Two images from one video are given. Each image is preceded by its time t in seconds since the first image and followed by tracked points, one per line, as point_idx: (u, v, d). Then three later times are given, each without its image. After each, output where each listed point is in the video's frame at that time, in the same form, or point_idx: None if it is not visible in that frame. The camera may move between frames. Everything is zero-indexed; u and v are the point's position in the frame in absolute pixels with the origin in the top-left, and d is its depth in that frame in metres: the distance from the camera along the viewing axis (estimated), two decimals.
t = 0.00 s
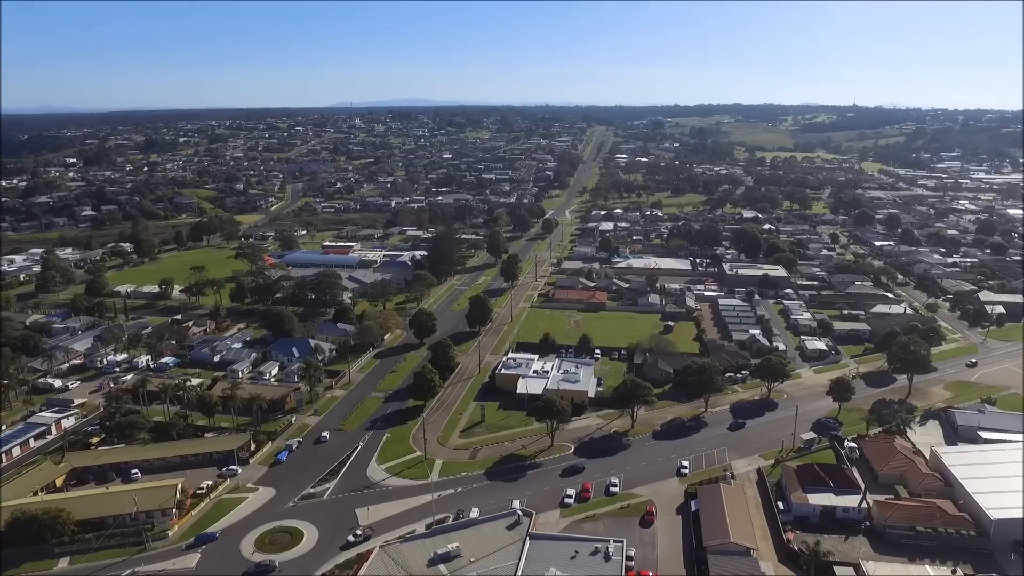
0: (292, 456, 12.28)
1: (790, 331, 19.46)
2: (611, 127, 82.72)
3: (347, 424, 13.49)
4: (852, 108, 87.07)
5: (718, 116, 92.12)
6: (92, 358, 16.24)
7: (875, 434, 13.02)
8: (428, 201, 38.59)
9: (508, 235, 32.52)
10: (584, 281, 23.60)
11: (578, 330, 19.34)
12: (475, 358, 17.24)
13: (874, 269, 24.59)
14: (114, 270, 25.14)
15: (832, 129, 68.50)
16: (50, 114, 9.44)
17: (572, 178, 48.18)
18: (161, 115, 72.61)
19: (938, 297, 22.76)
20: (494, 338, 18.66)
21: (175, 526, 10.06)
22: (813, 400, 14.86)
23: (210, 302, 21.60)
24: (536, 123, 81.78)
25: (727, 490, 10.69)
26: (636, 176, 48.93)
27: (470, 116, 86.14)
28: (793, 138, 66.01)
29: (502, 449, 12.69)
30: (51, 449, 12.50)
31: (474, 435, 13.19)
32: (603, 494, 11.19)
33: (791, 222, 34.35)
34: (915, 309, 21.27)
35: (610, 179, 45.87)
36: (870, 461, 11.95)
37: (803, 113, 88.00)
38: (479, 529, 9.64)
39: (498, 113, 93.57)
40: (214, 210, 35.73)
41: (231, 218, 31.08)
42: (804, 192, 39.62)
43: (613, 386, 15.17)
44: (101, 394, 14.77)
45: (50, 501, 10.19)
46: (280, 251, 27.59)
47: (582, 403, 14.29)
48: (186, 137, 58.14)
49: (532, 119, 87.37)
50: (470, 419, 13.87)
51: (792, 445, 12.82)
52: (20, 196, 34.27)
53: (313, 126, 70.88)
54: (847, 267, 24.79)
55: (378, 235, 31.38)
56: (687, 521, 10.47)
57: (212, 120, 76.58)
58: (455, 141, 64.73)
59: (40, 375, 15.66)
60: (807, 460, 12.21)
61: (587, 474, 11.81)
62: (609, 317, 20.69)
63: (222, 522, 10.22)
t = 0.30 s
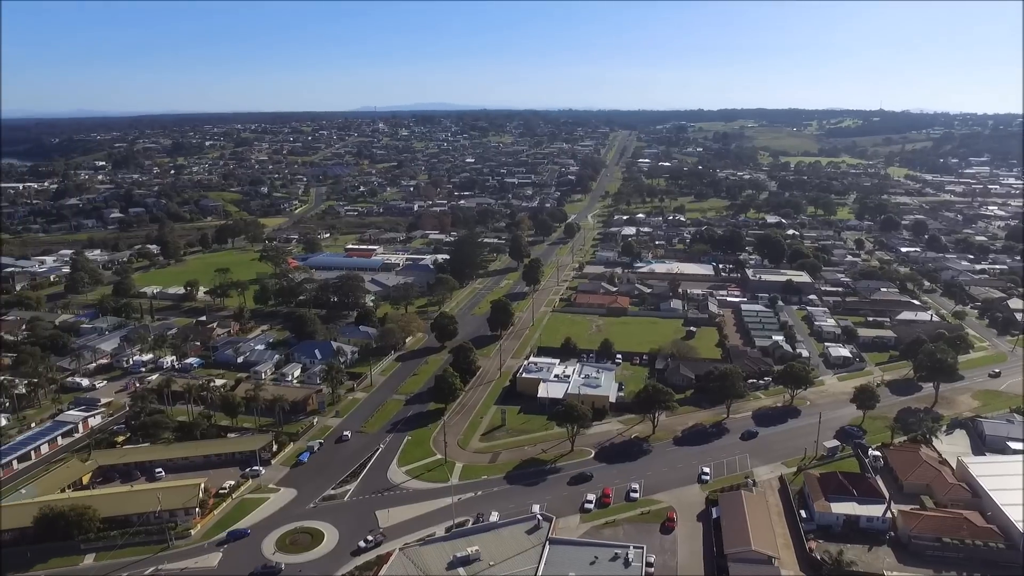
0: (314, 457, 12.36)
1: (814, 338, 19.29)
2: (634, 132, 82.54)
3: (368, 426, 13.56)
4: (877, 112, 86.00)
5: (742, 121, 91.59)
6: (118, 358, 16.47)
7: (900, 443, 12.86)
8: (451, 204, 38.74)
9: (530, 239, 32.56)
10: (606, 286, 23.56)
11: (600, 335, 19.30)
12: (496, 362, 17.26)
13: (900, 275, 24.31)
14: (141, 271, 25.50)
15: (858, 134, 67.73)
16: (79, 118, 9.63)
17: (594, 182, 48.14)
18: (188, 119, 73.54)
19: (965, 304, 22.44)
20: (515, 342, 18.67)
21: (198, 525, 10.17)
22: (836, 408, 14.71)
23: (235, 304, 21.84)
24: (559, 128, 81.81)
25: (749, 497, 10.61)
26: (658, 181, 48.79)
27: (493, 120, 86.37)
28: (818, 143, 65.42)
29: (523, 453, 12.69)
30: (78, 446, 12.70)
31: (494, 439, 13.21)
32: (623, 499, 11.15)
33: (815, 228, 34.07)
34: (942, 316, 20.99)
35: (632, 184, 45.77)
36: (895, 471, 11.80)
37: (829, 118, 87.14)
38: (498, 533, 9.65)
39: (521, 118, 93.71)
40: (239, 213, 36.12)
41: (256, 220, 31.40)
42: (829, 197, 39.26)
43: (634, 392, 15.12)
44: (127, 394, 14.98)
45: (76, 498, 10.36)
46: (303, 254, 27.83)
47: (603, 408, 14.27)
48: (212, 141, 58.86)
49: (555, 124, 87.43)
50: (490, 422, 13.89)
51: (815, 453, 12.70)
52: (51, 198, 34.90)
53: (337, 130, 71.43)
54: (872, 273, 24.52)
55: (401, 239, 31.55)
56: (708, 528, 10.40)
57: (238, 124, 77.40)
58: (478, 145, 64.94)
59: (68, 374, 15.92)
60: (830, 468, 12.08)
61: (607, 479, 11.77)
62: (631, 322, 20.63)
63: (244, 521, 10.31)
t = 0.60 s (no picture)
0: (338, 459, 12.44)
1: (842, 346, 19.05)
2: (660, 137, 82.21)
3: (393, 429, 13.63)
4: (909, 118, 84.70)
5: (770, 126, 90.82)
6: (149, 358, 16.72)
7: (930, 454, 12.65)
8: (477, 209, 38.85)
9: (556, 244, 32.54)
10: (632, 291, 23.47)
11: (625, 340, 19.22)
12: (521, 367, 17.27)
13: (932, 283, 23.93)
14: (171, 273, 25.88)
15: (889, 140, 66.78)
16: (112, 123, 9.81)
17: (621, 187, 48.01)
18: (219, 123, 74.56)
19: (998, 313, 22.03)
20: (540, 347, 18.66)
21: (224, 524, 10.28)
22: (865, 417, 14.51)
23: (262, 306, 22.08)
24: (586, 133, 81.72)
25: (775, 506, 10.50)
26: (685, 187, 48.52)
27: (520, 125, 86.49)
28: (848, 148, 64.65)
29: (546, 458, 12.67)
30: (108, 444, 12.91)
31: (518, 443, 13.21)
32: (647, 507, 11.09)
33: (844, 234, 33.69)
34: (975, 325, 20.63)
35: (659, 189, 45.56)
36: (925, 482, 11.60)
37: (859, 123, 86.06)
38: (521, 538, 9.64)
39: (548, 122, 93.74)
40: (268, 216, 36.53)
41: (284, 224, 31.72)
42: (858, 204, 38.78)
43: (659, 399, 15.04)
44: (156, 394, 15.20)
45: (106, 495, 10.54)
46: (330, 257, 28.07)
47: (627, 414, 14.21)
48: (242, 145, 59.60)
49: (582, 129, 87.33)
50: (514, 427, 13.89)
51: (843, 463, 12.54)
52: (85, 201, 35.57)
53: (365, 134, 71.94)
54: (903, 281, 24.17)
55: (427, 243, 31.71)
56: (732, 537, 10.30)
57: (268, 128, 78.25)
58: (504, 150, 65.07)
59: (100, 373, 16.19)
60: (858, 478, 11.91)
61: (631, 486, 11.72)
62: (657, 328, 20.52)
63: (269, 522, 10.40)
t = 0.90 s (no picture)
0: (361, 461, 12.51)
1: (868, 352, 18.82)
2: (685, 141, 81.77)
3: (415, 431, 13.68)
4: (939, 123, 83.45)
5: (796, 131, 90.04)
6: (175, 358, 16.92)
7: (958, 463, 12.45)
8: (500, 212, 38.92)
9: (579, 248, 32.49)
10: (655, 296, 23.38)
11: (648, 345, 19.14)
12: (543, 371, 17.25)
13: (961, 290, 23.57)
14: (198, 274, 26.20)
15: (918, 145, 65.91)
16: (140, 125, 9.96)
17: (645, 192, 47.85)
18: (246, 126, 75.36)
19: None
20: (563, 351, 18.64)
21: (247, 523, 10.38)
22: (892, 425, 14.32)
23: (287, 307, 22.28)
24: (610, 137, 81.49)
25: (798, 514, 10.39)
26: (710, 191, 48.24)
27: (543, 129, 86.50)
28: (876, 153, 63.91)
29: (568, 462, 12.65)
30: (135, 443, 13.09)
31: (540, 447, 13.20)
32: (669, 512, 11.03)
33: (871, 240, 33.29)
34: (1005, 333, 20.27)
35: (683, 193, 45.33)
36: (954, 492, 11.42)
37: (887, 127, 84.97)
38: (541, 542, 9.62)
39: (572, 126, 93.64)
40: (293, 219, 36.85)
41: (309, 226, 31.98)
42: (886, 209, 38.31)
43: (682, 404, 14.94)
44: (182, 393, 15.38)
45: (133, 492, 10.69)
46: (355, 259, 28.26)
47: (650, 419, 14.14)
48: (268, 148, 60.21)
49: (606, 133, 87.11)
50: (536, 431, 13.88)
51: (869, 471, 12.38)
52: (115, 202, 36.13)
53: (390, 138, 72.40)
54: (931, 287, 23.82)
55: (450, 246, 31.82)
56: (755, 544, 10.21)
57: (294, 132, 78.90)
58: (528, 154, 65.12)
59: (128, 372, 16.42)
60: (884, 487, 11.76)
61: (653, 491, 11.66)
62: (680, 333, 20.41)
63: (291, 522, 10.48)
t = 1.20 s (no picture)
0: (385, 461, 12.57)
1: (898, 359, 18.55)
2: (712, 145, 81.21)
3: (439, 433, 13.73)
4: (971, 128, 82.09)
5: (825, 135, 89.09)
6: (203, 358, 17.13)
7: (990, 473, 12.22)
8: (525, 215, 38.95)
9: (604, 252, 32.41)
10: (680, 300, 23.24)
11: (673, 350, 19.04)
12: (567, 374, 17.23)
13: (994, 297, 23.14)
14: (227, 275, 26.51)
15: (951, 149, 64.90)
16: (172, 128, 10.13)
17: (671, 196, 47.61)
18: (275, 129, 76.09)
19: None
20: (587, 354, 18.59)
21: (273, 522, 10.49)
22: (921, 433, 14.11)
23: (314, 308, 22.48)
24: (636, 141, 81.21)
25: (825, 522, 10.27)
26: (737, 195, 47.90)
27: (569, 132, 86.39)
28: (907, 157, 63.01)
29: (592, 466, 12.61)
30: (164, 441, 13.27)
31: (564, 451, 13.17)
32: (693, 519, 10.95)
33: (901, 245, 32.84)
34: None
35: (710, 197, 45.04)
36: (986, 503, 11.20)
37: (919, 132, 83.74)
38: (564, 546, 9.59)
39: (597, 130, 93.45)
40: (320, 221, 37.15)
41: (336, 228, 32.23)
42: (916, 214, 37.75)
43: (707, 409, 14.84)
44: (210, 392, 15.56)
45: (161, 489, 10.85)
46: (380, 261, 28.43)
47: (675, 424, 14.06)
48: (296, 150, 60.79)
49: (632, 137, 86.77)
50: (560, 435, 13.85)
51: (897, 480, 12.20)
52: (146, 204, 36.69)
53: (416, 141, 72.75)
54: (963, 294, 23.42)
55: (476, 249, 31.90)
56: (781, 552, 10.11)
57: (321, 134, 79.50)
58: (554, 157, 65.10)
59: (157, 371, 16.65)
60: (913, 497, 11.58)
61: (677, 497, 11.59)
62: (706, 338, 20.26)
63: (315, 522, 10.56)
